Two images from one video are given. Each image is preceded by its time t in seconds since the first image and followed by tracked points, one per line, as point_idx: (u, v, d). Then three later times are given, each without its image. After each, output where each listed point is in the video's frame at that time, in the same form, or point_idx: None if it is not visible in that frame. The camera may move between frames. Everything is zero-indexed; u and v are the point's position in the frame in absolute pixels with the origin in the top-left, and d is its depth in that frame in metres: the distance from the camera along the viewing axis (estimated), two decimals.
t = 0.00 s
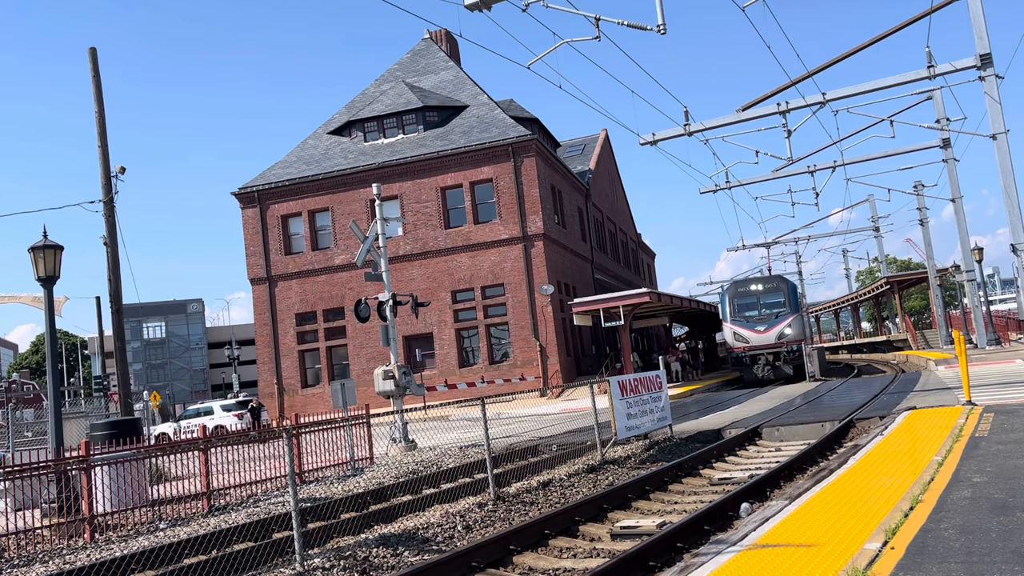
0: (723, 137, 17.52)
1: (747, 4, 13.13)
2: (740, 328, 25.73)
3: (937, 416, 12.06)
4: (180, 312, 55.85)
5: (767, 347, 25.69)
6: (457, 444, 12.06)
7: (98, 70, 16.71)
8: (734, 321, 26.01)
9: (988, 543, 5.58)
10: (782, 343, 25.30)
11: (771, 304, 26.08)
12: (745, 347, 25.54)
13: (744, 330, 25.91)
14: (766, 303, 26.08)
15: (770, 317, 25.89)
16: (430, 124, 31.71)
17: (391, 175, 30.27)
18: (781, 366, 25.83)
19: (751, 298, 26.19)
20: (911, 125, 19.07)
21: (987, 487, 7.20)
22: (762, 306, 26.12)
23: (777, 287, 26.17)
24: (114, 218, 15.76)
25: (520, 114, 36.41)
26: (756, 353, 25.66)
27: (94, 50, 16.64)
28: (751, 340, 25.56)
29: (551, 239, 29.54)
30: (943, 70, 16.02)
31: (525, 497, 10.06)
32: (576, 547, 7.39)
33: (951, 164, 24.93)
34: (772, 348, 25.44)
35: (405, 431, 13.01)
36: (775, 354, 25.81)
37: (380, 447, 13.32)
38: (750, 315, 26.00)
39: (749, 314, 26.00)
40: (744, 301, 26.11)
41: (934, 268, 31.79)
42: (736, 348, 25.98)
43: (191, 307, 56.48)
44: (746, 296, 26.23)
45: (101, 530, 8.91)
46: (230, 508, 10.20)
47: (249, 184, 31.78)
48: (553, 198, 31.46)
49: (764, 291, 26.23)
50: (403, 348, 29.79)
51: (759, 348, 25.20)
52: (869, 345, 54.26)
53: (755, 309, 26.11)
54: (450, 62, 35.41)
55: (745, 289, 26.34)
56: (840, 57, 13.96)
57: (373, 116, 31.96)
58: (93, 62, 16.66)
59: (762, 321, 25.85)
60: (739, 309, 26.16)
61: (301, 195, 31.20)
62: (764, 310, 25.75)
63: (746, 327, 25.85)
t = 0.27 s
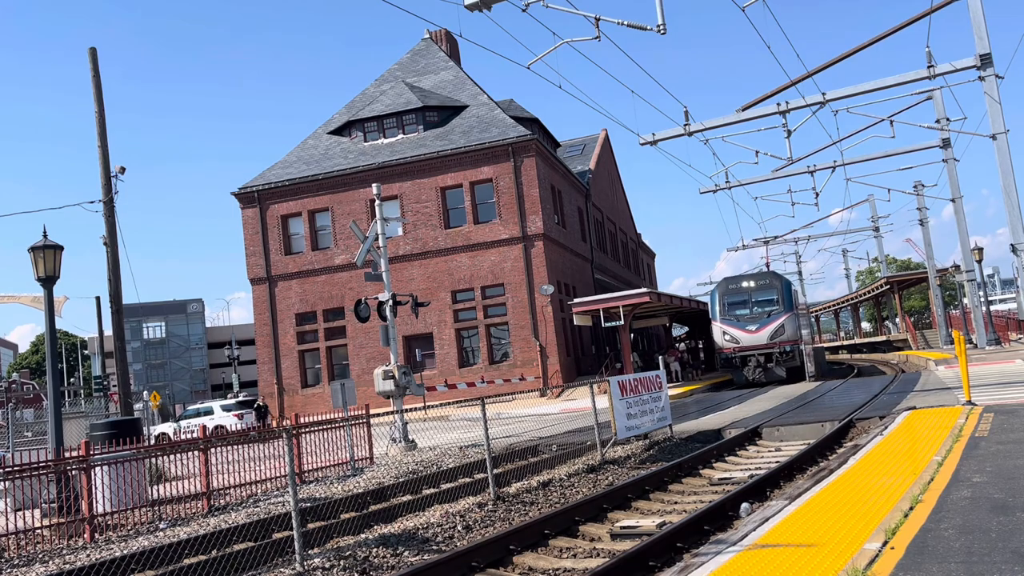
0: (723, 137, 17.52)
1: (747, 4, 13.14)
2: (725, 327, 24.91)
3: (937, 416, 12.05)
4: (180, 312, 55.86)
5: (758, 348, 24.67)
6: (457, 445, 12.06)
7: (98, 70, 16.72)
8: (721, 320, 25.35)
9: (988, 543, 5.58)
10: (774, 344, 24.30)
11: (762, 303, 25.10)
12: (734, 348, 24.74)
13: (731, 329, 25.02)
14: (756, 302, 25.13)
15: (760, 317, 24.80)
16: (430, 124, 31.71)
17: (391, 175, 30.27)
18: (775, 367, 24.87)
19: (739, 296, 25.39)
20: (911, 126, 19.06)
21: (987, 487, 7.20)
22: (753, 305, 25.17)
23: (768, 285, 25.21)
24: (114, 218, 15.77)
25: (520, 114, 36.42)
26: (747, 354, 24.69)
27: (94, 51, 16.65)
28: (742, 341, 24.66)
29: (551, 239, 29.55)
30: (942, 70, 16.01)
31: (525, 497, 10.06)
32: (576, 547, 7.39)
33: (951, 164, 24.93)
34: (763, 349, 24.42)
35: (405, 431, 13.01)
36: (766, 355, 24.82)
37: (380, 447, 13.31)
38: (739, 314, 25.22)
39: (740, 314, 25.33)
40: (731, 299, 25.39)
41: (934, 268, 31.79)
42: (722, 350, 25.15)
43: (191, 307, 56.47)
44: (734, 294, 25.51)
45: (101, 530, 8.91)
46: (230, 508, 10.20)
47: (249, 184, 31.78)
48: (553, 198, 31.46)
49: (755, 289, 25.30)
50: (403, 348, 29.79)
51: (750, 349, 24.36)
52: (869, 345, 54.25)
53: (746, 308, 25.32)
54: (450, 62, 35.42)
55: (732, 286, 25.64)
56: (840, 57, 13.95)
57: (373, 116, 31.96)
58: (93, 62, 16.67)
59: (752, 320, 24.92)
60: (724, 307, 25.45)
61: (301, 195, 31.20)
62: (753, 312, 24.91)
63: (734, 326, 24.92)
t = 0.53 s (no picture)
0: (723, 137, 17.52)
1: (747, 4, 13.15)
2: (714, 327, 23.84)
3: (937, 416, 12.05)
4: (180, 312, 55.88)
5: (749, 350, 23.53)
6: (457, 444, 12.06)
7: (98, 70, 16.73)
8: (709, 319, 24.18)
9: (988, 543, 5.58)
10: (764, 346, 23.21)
11: (754, 300, 23.78)
12: (722, 347, 23.70)
13: (719, 328, 23.84)
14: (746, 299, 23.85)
15: (750, 315, 23.50)
16: (430, 124, 31.71)
17: (391, 175, 30.27)
18: (767, 369, 23.82)
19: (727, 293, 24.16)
20: (911, 126, 19.04)
21: (987, 487, 7.20)
22: (744, 302, 23.88)
23: (759, 281, 23.89)
24: (114, 218, 15.78)
25: (520, 114, 36.41)
26: (736, 356, 23.63)
27: (94, 50, 16.66)
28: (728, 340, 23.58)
29: (551, 239, 29.55)
30: (943, 70, 16.00)
31: (525, 497, 10.06)
32: (576, 547, 7.39)
33: (951, 164, 24.91)
34: (754, 351, 23.32)
35: (405, 431, 13.01)
36: (757, 356, 23.70)
37: (380, 447, 13.31)
38: (728, 312, 23.96)
39: (730, 313, 24.11)
40: (720, 296, 24.17)
41: (934, 268, 31.79)
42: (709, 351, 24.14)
43: (191, 307, 56.46)
44: (723, 291, 24.27)
45: (101, 530, 8.91)
46: (230, 508, 10.20)
47: (249, 184, 31.79)
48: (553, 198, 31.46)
49: (745, 285, 24.02)
50: (403, 348, 29.79)
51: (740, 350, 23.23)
52: (869, 345, 54.27)
53: (736, 306, 23.99)
54: (450, 62, 35.41)
55: (722, 281, 24.40)
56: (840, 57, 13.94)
57: (373, 116, 31.96)
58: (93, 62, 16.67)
59: (741, 319, 23.60)
60: (712, 305, 24.26)
61: (301, 195, 31.20)
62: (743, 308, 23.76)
63: (722, 325, 23.71)
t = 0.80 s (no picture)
0: (723, 137, 17.52)
1: (748, 4, 13.15)
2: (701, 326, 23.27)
3: (937, 416, 12.05)
4: (180, 312, 55.90)
5: (736, 351, 23.00)
6: (457, 444, 12.06)
7: (98, 70, 16.74)
8: (695, 318, 23.71)
9: (988, 543, 5.58)
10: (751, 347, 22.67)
11: (741, 298, 23.16)
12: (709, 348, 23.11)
13: (704, 328, 23.36)
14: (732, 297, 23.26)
15: (738, 314, 22.93)
16: (430, 124, 31.71)
17: (391, 174, 30.27)
18: (757, 371, 23.21)
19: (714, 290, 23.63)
20: (910, 126, 19.03)
21: (987, 487, 7.20)
22: (731, 300, 23.28)
23: (747, 278, 23.28)
24: (114, 218, 15.78)
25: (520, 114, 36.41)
26: (723, 358, 23.12)
27: (94, 51, 16.66)
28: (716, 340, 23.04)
29: (551, 239, 29.55)
30: (943, 70, 16.00)
31: (525, 497, 10.06)
32: (576, 547, 7.39)
33: (951, 164, 24.91)
34: (740, 353, 22.78)
35: (405, 431, 13.01)
36: (745, 358, 23.15)
37: (380, 447, 13.31)
38: (714, 311, 23.46)
39: (718, 311, 23.64)
40: (706, 294, 23.65)
41: (934, 268, 31.79)
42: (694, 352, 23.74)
43: (191, 307, 56.46)
44: (710, 289, 23.76)
45: (101, 530, 8.91)
46: (230, 508, 10.20)
47: (249, 184, 31.80)
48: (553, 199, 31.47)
49: (732, 282, 23.42)
50: (403, 348, 29.79)
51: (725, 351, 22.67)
52: (869, 345, 54.29)
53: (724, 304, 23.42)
54: (450, 62, 35.42)
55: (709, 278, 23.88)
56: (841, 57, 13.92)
57: (373, 116, 31.96)
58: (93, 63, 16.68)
59: (729, 319, 23.03)
60: (698, 303, 23.76)
61: (301, 195, 31.20)
62: (731, 306, 23.18)
63: (707, 325, 23.19)
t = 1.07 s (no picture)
0: (723, 137, 17.52)
1: (747, 4, 13.16)
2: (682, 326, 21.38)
3: (937, 416, 12.05)
4: (180, 312, 55.95)
5: (720, 353, 21.05)
6: (457, 444, 12.06)
7: (98, 70, 16.75)
8: (675, 316, 21.82)
9: (988, 543, 5.58)
10: (736, 347, 20.73)
11: (726, 295, 21.35)
12: (691, 350, 21.17)
13: (685, 327, 21.45)
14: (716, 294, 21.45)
15: (723, 314, 21.07)
16: (430, 124, 31.71)
17: (391, 174, 30.27)
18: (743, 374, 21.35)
19: (697, 287, 21.78)
20: (910, 126, 18.98)
21: (987, 487, 7.20)
22: (715, 297, 21.47)
23: (733, 274, 21.52)
24: (114, 218, 15.78)
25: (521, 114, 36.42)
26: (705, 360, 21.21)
27: (94, 51, 16.67)
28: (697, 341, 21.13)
29: (551, 239, 29.56)
30: (943, 70, 16.00)
31: (525, 497, 10.07)
32: (576, 547, 7.39)
33: (951, 164, 24.91)
34: (724, 355, 20.90)
35: (405, 431, 13.01)
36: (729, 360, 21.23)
37: (380, 447, 13.30)
38: (696, 309, 21.59)
39: (700, 310, 21.77)
40: (688, 290, 21.82)
41: (934, 268, 31.80)
42: (675, 354, 21.78)
43: (191, 307, 56.47)
44: (693, 285, 21.95)
45: (101, 530, 8.91)
46: (230, 508, 10.20)
47: (249, 184, 31.80)
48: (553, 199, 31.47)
49: (717, 278, 21.64)
50: (403, 348, 29.79)
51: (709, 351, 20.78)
52: (869, 345, 54.31)
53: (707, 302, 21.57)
54: (450, 62, 35.42)
55: (691, 275, 22.09)
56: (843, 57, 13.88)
57: (373, 116, 31.96)
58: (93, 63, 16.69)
59: (713, 317, 21.15)
60: (679, 300, 21.91)
61: (301, 195, 31.21)
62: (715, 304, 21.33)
63: (689, 323, 21.32)
